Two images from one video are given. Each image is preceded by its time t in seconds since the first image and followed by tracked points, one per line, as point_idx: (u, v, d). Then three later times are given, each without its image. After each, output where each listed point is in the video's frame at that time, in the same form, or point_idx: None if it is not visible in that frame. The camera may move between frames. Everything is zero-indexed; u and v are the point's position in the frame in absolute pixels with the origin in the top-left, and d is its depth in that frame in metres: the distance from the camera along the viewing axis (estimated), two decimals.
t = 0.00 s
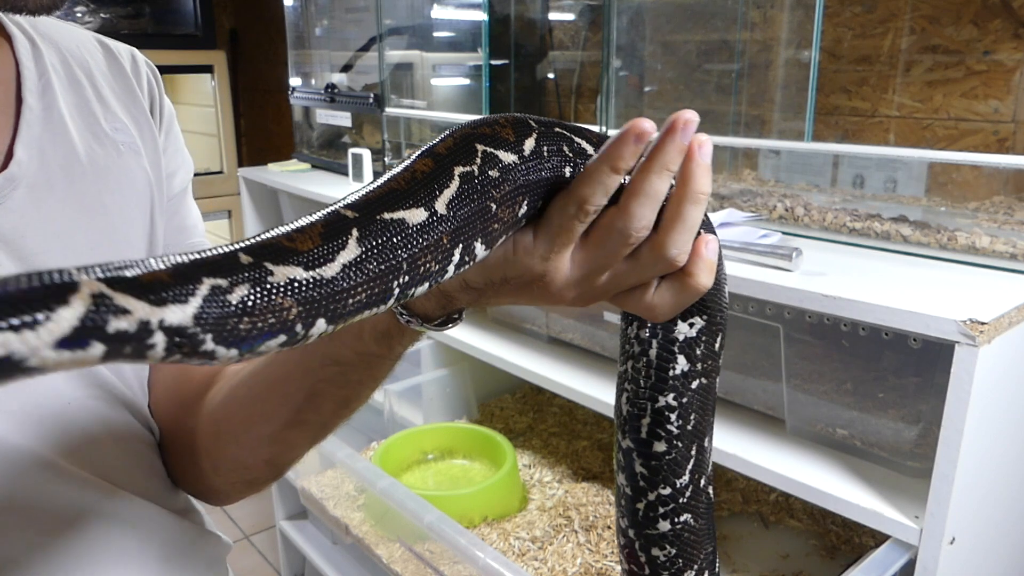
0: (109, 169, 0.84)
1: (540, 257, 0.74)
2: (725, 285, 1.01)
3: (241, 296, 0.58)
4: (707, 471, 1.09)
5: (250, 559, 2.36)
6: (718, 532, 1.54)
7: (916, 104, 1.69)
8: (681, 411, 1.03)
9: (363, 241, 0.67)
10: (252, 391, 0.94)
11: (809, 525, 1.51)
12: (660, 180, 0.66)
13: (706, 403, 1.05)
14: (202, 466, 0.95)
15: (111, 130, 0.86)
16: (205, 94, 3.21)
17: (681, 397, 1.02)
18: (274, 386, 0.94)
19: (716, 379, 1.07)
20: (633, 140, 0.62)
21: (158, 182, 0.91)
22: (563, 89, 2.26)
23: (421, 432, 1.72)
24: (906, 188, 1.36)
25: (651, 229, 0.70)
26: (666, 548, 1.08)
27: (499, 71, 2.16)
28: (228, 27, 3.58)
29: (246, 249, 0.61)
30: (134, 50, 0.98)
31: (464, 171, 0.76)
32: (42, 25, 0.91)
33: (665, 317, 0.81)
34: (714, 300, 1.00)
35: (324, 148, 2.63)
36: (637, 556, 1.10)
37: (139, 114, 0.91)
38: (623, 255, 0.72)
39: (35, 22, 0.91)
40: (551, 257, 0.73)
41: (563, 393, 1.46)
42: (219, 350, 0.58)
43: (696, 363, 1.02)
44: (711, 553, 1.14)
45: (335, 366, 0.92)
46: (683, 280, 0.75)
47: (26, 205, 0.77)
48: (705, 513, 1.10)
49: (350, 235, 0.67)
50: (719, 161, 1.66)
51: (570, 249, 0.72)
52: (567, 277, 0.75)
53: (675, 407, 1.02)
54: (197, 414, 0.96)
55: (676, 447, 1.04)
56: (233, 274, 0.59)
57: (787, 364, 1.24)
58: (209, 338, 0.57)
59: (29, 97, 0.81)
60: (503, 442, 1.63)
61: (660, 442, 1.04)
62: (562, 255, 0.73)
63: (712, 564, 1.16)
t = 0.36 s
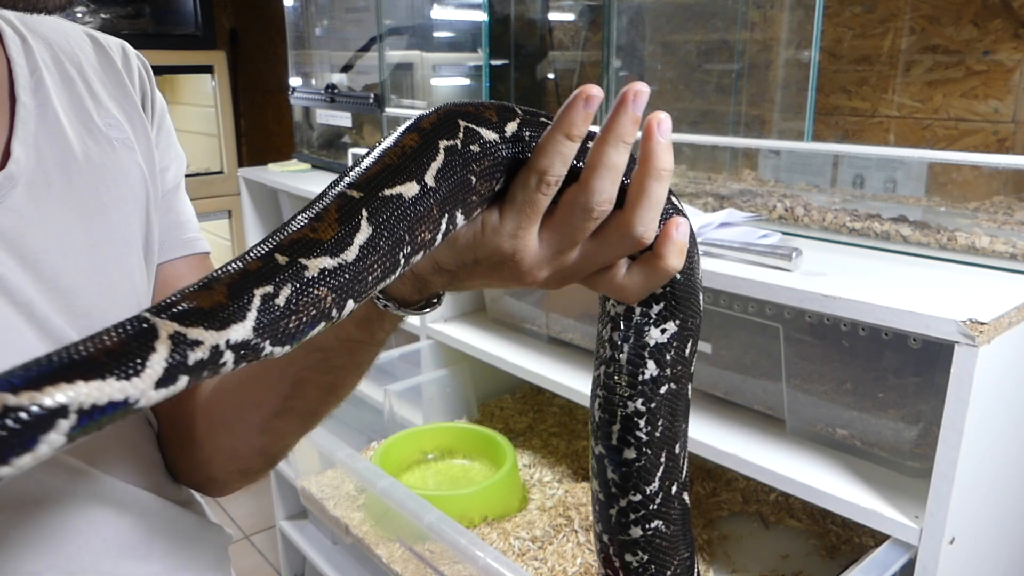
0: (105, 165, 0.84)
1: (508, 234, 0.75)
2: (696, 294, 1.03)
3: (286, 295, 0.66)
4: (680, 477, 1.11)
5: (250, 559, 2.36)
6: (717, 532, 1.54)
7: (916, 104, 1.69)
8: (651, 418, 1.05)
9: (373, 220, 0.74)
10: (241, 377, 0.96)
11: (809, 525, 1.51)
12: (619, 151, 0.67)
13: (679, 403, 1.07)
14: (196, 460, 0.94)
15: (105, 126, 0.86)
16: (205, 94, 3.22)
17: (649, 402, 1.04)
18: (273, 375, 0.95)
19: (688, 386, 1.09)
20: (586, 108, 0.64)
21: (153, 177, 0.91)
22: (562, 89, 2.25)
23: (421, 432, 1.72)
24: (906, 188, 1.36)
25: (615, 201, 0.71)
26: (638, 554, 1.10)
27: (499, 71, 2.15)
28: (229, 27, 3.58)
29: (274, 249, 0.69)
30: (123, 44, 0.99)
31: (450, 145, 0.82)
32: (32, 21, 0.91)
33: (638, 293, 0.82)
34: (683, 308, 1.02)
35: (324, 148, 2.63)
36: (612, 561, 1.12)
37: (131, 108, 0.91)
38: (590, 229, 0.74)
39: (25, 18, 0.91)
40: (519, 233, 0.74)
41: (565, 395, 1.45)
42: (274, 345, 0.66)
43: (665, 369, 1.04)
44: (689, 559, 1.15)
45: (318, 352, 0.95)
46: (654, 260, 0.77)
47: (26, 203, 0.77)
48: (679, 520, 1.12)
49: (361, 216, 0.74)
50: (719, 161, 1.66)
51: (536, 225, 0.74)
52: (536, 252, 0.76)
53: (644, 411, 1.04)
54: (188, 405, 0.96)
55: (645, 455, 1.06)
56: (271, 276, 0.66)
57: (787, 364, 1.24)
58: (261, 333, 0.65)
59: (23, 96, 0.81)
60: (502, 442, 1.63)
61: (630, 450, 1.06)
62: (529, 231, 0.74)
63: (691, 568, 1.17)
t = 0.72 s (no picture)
0: (102, 164, 0.84)
1: (439, 223, 0.72)
2: (650, 303, 0.95)
3: (292, 320, 0.67)
4: (646, 491, 1.01)
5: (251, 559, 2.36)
6: (718, 532, 1.54)
7: (916, 104, 1.68)
8: (604, 432, 0.96)
9: (336, 218, 0.70)
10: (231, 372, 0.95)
11: (809, 525, 1.52)
12: (529, 122, 0.64)
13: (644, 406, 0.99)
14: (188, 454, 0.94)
15: (100, 124, 0.86)
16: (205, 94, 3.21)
17: (600, 415, 0.95)
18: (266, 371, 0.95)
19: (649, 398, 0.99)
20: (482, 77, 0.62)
21: (149, 175, 0.91)
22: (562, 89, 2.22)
23: (421, 432, 1.72)
24: (906, 188, 1.36)
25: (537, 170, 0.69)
26: (605, 568, 1.00)
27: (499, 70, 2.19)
28: (228, 26, 3.57)
29: (257, 277, 0.67)
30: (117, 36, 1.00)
31: (394, 126, 0.74)
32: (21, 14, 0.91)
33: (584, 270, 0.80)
34: (635, 318, 0.93)
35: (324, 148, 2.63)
36: None
37: (124, 106, 0.91)
38: (517, 207, 0.71)
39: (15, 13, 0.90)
40: (450, 221, 0.71)
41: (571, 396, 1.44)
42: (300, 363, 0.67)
43: (618, 381, 0.95)
44: (663, 572, 1.05)
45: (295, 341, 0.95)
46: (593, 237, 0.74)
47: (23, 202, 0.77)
48: (648, 532, 1.02)
49: (324, 219, 0.70)
50: (719, 161, 1.66)
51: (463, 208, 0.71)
52: (471, 239, 0.73)
53: (598, 423, 0.95)
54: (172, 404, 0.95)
55: (601, 471, 0.96)
56: (270, 307, 0.66)
57: (787, 364, 1.24)
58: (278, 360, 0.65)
59: (19, 96, 0.81)
60: (503, 443, 1.63)
61: (584, 465, 0.97)
62: (461, 215, 0.71)
63: None
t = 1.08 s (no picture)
0: (101, 161, 0.85)
1: (331, 238, 0.69)
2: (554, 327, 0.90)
3: (227, 323, 0.70)
4: (569, 507, 0.93)
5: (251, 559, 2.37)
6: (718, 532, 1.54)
7: (916, 104, 1.68)
8: (512, 453, 0.92)
9: (239, 227, 0.68)
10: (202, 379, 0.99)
11: (808, 525, 1.52)
12: (386, 134, 0.63)
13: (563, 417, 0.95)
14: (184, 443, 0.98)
15: (91, 123, 0.87)
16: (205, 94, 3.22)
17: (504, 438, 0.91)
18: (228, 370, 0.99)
19: (565, 417, 0.94)
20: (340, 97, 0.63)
21: (133, 177, 0.94)
22: (562, 89, 2.19)
23: (421, 432, 1.72)
24: (906, 188, 1.36)
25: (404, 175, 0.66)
26: None
27: (499, 71, 2.24)
28: (228, 27, 3.57)
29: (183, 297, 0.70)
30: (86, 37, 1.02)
31: (288, 152, 0.67)
32: None
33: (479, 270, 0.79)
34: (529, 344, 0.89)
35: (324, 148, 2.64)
36: None
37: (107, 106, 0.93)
38: (398, 219, 0.69)
39: None
40: (341, 234, 0.68)
41: (576, 398, 1.43)
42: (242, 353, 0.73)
43: (517, 405, 0.90)
44: None
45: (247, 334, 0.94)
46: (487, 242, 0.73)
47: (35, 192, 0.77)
48: (578, 547, 0.93)
49: (227, 233, 0.68)
50: (719, 162, 1.66)
51: (352, 220, 0.68)
52: (365, 251, 0.70)
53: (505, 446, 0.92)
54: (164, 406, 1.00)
55: (511, 494, 0.91)
56: (205, 321, 0.70)
57: (787, 364, 1.24)
58: (225, 357, 0.71)
59: (17, 90, 0.81)
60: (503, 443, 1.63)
61: (499, 487, 0.93)
62: (351, 229, 0.68)
63: None
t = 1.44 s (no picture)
0: (88, 163, 1.02)
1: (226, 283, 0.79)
2: (450, 373, 1.09)
3: (109, 349, 0.83)
4: (495, 539, 1.17)
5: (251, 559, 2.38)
6: (718, 532, 1.54)
7: (916, 104, 1.68)
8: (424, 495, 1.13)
9: (133, 265, 0.81)
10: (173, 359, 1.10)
11: (808, 525, 1.52)
12: (265, 193, 0.74)
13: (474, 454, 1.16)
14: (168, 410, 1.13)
15: (73, 133, 1.04)
16: (205, 94, 3.21)
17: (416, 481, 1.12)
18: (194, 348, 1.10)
19: (474, 455, 1.16)
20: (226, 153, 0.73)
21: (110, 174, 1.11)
22: (562, 89, 2.22)
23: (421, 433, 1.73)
24: (906, 187, 1.35)
25: (283, 230, 0.76)
26: None
27: (499, 71, 2.25)
28: (228, 27, 3.56)
29: (70, 327, 0.81)
30: (57, 48, 1.17)
31: (185, 206, 0.82)
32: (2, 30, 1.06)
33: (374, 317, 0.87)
34: (422, 393, 1.08)
35: (324, 148, 2.64)
36: None
37: (65, 113, 1.07)
38: (286, 269, 0.78)
39: None
40: (233, 282, 0.79)
41: (576, 398, 1.43)
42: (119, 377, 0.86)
43: (420, 449, 1.11)
44: None
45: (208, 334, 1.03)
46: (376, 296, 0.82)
47: None
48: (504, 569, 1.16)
49: (121, 271, 0.81)
50: (719, 161, 1.64)
51: (233, 271, 0.78)
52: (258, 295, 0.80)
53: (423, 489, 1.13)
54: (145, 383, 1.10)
55: (433, 530, 1.14)
56: (89, 346, 0.81)
57: (787, 364, 1.23)
58: (102, 380, 0.84)
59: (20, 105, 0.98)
60: (503, 444, 1.64)
61: (421, 526, 1.16)
62: (243, 275, 0.79)
63: None
